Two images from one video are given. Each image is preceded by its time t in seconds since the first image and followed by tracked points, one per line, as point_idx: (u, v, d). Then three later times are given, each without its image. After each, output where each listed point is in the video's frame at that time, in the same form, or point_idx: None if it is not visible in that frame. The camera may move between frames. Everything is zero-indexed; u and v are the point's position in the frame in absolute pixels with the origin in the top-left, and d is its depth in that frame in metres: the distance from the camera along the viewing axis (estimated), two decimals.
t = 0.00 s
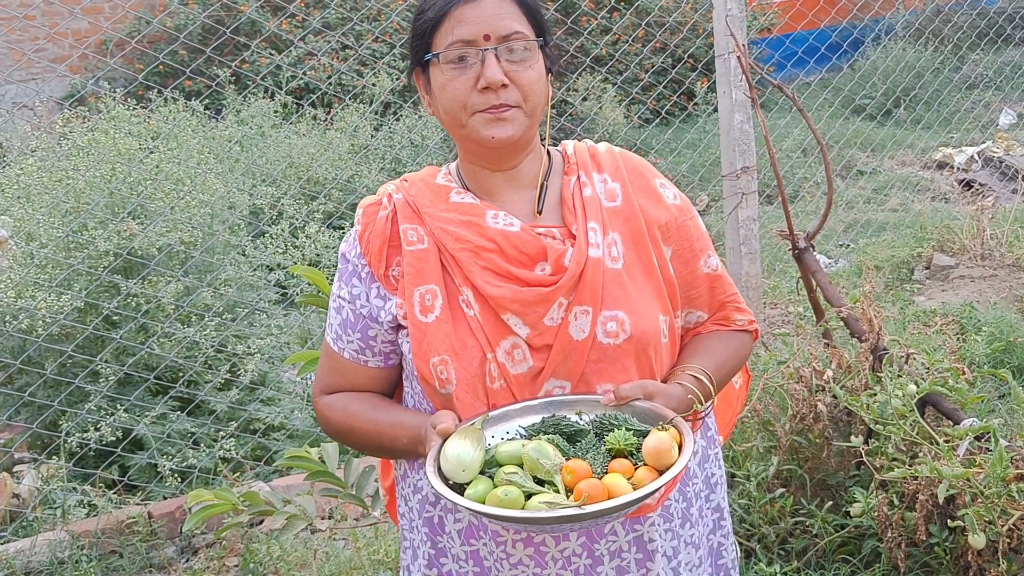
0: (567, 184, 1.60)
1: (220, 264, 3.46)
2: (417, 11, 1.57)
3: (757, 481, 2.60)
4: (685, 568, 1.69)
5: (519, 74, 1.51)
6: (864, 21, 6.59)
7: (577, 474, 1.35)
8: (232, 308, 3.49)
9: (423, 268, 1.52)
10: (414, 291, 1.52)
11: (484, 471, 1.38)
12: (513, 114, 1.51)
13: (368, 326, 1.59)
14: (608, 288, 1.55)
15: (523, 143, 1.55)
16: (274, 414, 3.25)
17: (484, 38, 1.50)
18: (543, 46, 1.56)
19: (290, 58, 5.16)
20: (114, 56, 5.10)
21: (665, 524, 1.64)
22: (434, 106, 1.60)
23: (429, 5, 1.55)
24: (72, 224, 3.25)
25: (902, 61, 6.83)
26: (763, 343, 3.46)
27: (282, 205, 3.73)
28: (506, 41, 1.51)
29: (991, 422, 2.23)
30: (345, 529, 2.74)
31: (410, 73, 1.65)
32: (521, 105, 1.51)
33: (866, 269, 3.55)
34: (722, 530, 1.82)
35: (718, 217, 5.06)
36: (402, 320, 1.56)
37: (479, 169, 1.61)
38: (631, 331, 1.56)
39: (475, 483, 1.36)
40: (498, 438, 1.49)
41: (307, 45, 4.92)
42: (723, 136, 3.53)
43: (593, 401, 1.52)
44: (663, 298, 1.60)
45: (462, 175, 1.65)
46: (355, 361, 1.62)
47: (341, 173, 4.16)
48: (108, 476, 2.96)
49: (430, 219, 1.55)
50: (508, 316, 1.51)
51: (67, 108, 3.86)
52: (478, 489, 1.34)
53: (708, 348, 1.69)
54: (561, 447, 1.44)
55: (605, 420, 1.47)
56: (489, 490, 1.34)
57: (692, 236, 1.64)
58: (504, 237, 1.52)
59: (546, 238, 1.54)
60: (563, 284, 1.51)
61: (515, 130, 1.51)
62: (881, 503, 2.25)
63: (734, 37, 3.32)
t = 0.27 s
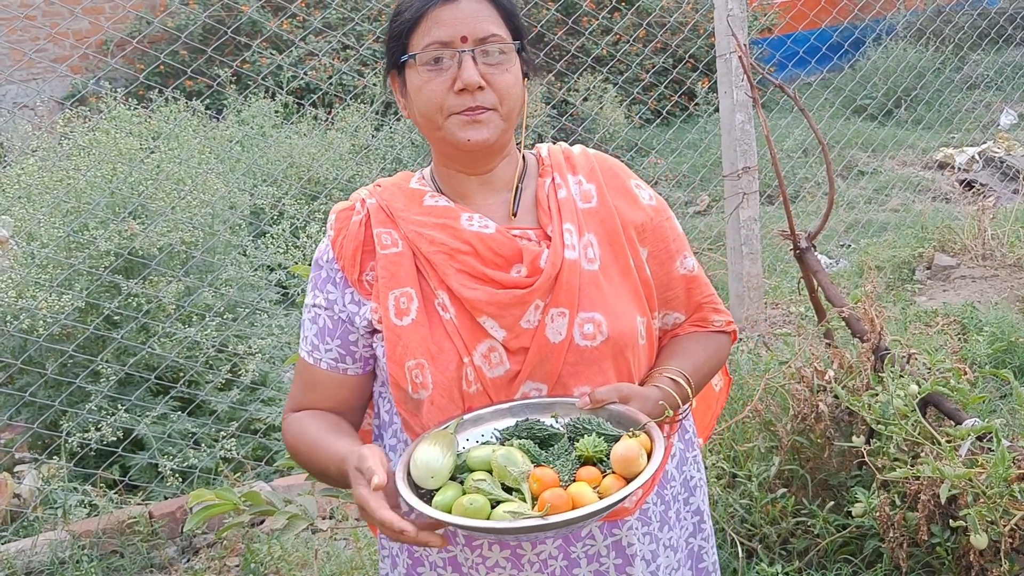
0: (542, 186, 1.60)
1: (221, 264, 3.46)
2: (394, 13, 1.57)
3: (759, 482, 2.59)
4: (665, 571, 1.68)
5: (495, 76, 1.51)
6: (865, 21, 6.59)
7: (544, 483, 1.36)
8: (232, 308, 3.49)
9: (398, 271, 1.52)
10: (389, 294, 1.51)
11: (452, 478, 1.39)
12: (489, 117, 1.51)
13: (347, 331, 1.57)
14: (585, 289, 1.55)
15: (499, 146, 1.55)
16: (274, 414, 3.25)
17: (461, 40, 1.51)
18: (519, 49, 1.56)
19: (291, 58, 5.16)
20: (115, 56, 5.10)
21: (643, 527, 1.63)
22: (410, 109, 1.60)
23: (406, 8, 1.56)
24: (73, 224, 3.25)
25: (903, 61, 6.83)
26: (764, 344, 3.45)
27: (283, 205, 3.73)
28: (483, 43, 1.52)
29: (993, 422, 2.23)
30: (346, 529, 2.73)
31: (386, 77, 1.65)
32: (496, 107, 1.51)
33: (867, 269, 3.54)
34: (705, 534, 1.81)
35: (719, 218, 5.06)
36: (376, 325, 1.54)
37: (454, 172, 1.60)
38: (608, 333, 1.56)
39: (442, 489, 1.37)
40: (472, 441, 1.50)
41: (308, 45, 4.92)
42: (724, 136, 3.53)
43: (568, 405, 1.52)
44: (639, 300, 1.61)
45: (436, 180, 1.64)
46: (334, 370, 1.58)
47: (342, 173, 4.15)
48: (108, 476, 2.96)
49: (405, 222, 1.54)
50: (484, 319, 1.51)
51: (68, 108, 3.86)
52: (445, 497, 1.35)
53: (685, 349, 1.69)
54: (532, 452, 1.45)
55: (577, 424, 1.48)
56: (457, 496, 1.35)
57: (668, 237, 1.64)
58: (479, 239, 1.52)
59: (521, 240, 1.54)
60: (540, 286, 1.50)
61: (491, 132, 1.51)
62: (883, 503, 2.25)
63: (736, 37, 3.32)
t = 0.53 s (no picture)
0: (505, 193, 1.64)
1: (222, 265, 3.46)
2: (353, 17, 1.59)
3: (759, 483, 2.59)
4: None
5: (455, 82, 1.53)
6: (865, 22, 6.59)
7: (507, 502, 1.37)
8: (232, 308, 3.49)
9: (360, 279, 1.51)
10: (351, 303, 1.50)
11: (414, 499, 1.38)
12: (449, 124, 1.53)
13: (322, 330, 1.52)
14: (548, 297, 1.59)
15: (460, 153, 1.58)
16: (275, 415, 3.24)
17: (420, 45, 1.53)
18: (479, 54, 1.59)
19: (291, 58, 5.16)
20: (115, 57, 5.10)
21: (609, 536, 1.62)
22: (370, 116, 1.61)
23: (365, 12, 1.57)
24: (74, 224, 3.25)
25: (903, 62, 6.84)
26: (764, 345, 3.45)
27: (284, 205, 3.73)
28: (442, 48, 1.54)
29: (994, 423, 2.22)
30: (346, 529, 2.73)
31: (345, 83, 1.66)
32: (457, 114, 1.54)
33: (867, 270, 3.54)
34: (673, 538, 1.83)
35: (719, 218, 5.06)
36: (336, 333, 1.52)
37: (415, 180, 1.63)
38: (572, 341, 1.61)
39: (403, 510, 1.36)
40: (435, 456, 1.50)
41: (308, 46, 4.92)
42: (725, 136, 3.53)
43: (532, 415, 1.55)
44: (602, 305, 1.65)
45: (397, 188, 1.66)
46: (304, 371, 1.51)
47: (343, 174, 4.15)
48: (108, 476, 2.96)
49: (365, 231, 1.54)
50: (447, 329, 1.53)
51: (69, 109, 3.86)
52: (407, 518, 1.33)
53: (648, 354, 1.74)
54: (494, 469, 1.46)
55: (541, 436, 1.51)
56: (420, 516, 1.34)
57: (631, 241, 1.70)
58: (441, 248, 1.54)
59: (483, 249, 1.57)
60: (503, 296, 1.54)
61: (451, 140, 1.54)
62: (884, 504, 2.24)
63: (736, 37, 3.32)
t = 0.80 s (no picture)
0: (471, 204, 1.66)
1: (222, 265, 3.46)
2: (311, 27, 1.59)
3: (759, 484, 2.59)
4: None
5: (418, 90, 1.54)
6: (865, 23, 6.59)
7: (489, 517, 1.38)
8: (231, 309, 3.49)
9: (328, 294, 1.50)
10: (319, 319, 1.49)
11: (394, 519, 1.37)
12: (413, 134, 1.54)
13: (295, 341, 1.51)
14: (518, 309, 1.61)
15: (425, 164, 1.58)
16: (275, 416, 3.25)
17: (380, 53, 1.53)
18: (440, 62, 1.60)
19: (292, 59, 5.16)
20: (116, 57, 5.10)
21: (582, 547, 1.63)
22: (331, 129, 1.61)
23: (325, 21, 1.57)
24: (74, 225, 3.25)
25: (903, 63, 6.84)
26: (764, 345, 3.45)
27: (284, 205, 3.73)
28: (403, 56, 1.55)
29: (994, 424, 2.22)
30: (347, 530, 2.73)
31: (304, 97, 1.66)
32: (420, 123, 1.54)
33: (867, 271, 3.54)
34: (642, 543, 1.84)
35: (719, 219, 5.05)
36: (302, 349, 1.51)
37: (379, 194, 1.63)
38: (544, 354, 1.63)
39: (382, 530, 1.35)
40: (406, 474, 1.51)
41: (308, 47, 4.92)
42: (725, 137, 3.53)
43: (503, 428, 1.57)
44: (570, 315, 1.68)
45: (360, 200, 1.65)
46: (278, 383, 1.49)
47: (343, 174, 4.16)
48: (108, 477, 2.96)
49: (332, 246, 1.54)
50: (418, 346, 1.53)
51: (69, 109, 3.86)
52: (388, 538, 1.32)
53: (614, 364, 1.78)
54: (473, 484, 1.47)
55: (517, 449, 1.53)
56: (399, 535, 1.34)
57: (596, 250, 1.74)
58: (410, 263, 1.54)
59: (453, 263, 1.58)
60: (474, 311, 1.55)
61: (416, 150, 1.54)
62: (884, 505, 2.24)
63: (737, 38, 3.32)
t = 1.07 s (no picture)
0: (462, 211, 1.68)
1: (221, 266, 3.46)
2: (302, 34, 1.60)
3: (759, 485, 2.59)
4: None
5: (411, 98, 1.56)
6: (865, 23, 6.59)
7: (485, 522, 1.38)
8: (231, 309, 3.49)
9: (321, 303, 1.50)
10: (313, 329, 1.49)
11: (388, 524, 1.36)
12: (406, 142, 1.56)
13: (284, 351, 1.51)
14: (513, 316, 1.63)
15: (418, 173, 1.61)
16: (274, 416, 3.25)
17: (373, 60, 1.55)
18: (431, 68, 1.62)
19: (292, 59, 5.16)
20: (116, 57, 5.10)
21: (575, 553, 1.64)
22: (322, 137, 1.62)
23: (316, 27, 1.59)
24: (73, 225, 3.25)
25: (903, 64, 6.84)
26: (764, 347, 3.45)
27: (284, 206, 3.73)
28: (395, 63, 1.57)
29: (994, 425, 2.22)
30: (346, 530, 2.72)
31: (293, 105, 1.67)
32: (414, 131, 1.57)
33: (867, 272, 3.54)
34: (633, 548, 1.80)
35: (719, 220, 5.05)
36: (295, 359, 1.50)
37: (371, 201, 1.65)
38: (539, 359, 1.65)
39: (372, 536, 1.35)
40: (402, 480, 1.51)
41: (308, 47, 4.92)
42: (725, 139, 3.53)
43: (501, 434, 1.58)
44: (562, 320, 1.71)
45: (350, 209, 1.68)
46: (267, 397, 1.49)
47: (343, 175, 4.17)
48: (107, 478, 2.96)
49: (324, 254, 1.54)
50: (415, 353, 1.54)
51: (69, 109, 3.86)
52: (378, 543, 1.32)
53: (602, 370, 1.83)
54: (468, 490, 1.47)
55: (514, 455, 1.54)
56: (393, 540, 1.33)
57: (585, 257, 1.78)
58: (405, 270, 1.55)
59: (447, 270, 1.58)
60: (470, 317, 1.56)
61: (410, 158, 1.57)
62: (884, 506, 2.24)
63: (737, 39, 3.32)
